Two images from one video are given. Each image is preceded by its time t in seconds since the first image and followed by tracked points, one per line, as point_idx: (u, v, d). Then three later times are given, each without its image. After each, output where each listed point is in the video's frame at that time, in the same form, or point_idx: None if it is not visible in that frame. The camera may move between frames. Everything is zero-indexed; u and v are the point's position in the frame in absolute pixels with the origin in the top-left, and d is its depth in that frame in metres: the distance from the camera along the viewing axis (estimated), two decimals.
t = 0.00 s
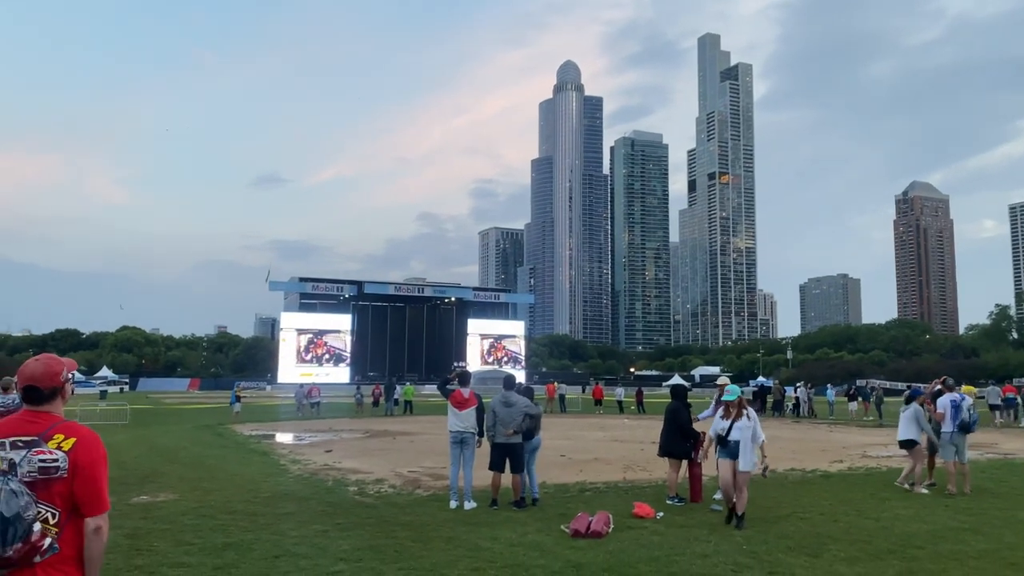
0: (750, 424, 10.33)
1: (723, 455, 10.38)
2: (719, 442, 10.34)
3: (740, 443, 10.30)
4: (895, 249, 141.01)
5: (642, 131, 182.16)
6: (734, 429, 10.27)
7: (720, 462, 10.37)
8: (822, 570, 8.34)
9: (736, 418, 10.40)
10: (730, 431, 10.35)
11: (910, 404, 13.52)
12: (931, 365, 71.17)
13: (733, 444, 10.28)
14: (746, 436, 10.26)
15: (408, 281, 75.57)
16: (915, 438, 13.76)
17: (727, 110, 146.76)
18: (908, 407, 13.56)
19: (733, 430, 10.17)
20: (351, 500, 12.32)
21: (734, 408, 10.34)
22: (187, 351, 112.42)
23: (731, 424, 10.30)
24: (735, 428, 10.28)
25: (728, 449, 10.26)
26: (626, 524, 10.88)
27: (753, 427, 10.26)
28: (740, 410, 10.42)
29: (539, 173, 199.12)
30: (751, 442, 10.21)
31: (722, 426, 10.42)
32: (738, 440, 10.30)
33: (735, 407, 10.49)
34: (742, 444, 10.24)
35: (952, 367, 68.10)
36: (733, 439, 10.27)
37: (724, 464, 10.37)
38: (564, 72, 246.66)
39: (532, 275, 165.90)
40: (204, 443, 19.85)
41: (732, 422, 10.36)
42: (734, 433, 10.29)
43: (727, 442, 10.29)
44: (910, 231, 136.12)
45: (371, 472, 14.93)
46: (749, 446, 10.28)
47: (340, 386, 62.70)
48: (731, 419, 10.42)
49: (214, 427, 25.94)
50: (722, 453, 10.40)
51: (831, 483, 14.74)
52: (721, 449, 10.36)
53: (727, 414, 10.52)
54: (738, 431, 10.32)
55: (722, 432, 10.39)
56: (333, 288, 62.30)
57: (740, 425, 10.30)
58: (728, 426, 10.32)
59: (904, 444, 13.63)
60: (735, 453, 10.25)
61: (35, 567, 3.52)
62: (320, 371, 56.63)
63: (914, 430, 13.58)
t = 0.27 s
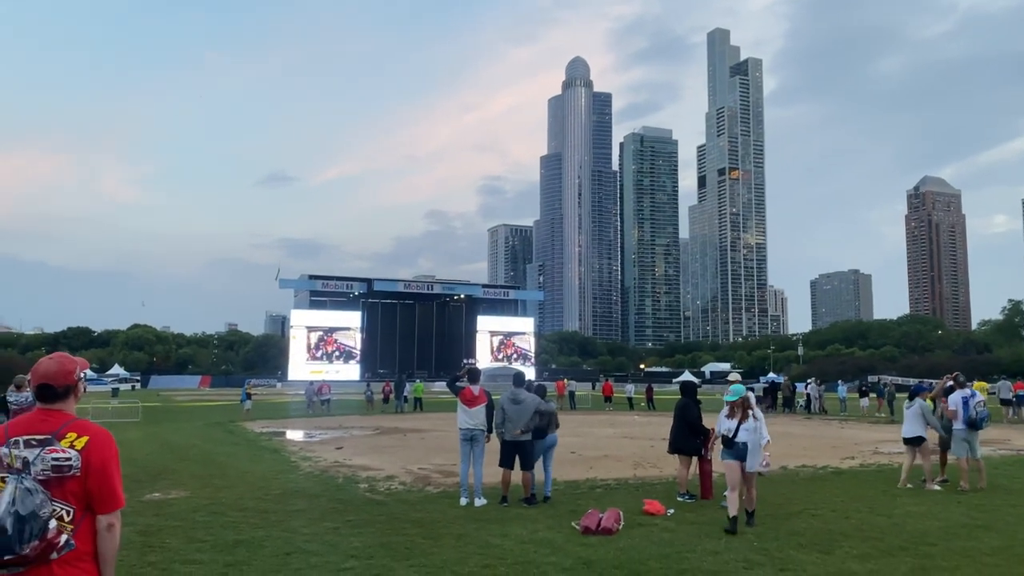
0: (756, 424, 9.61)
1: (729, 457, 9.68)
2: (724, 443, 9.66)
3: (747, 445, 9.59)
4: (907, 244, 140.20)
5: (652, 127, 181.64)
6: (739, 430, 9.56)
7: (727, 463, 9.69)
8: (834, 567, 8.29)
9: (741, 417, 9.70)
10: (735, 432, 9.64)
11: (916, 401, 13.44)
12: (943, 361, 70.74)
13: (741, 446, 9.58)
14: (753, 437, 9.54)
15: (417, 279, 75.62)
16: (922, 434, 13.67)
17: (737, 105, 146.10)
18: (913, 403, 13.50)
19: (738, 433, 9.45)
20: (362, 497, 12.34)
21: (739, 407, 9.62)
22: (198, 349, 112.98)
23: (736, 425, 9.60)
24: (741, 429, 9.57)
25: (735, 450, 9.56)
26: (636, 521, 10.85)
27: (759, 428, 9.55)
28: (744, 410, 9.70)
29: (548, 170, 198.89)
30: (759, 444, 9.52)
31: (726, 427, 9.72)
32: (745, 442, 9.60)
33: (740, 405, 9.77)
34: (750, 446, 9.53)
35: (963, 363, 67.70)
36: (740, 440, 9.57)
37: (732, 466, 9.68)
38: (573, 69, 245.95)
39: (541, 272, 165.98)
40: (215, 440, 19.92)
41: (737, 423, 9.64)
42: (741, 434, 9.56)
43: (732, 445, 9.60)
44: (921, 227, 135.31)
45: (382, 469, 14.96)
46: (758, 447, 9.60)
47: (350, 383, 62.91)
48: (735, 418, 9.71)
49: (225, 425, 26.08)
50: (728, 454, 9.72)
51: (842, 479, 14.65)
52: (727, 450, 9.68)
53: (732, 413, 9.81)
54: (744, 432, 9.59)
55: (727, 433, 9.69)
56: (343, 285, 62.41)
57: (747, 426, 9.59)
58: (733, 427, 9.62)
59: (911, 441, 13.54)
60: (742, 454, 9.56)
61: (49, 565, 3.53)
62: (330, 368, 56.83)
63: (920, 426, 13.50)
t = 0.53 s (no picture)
0: (761, 420, 9.13)
1: (733, 454, 9.22)
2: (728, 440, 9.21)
3: (751, 442, 9.12)
4: (919, 238, 139.29)
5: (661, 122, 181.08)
6: (742, 426, 9.10)
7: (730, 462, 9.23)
8: (846, 563, 8.26)
9: (745, 414, 9.24)
10: (739, 428, 9.19)
11: (918, 397, 13.49)
12: (956, 355, 70.30)
13: (744, 443, 9.13)
14: (757, 434, 9.06)
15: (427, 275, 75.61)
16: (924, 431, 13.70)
17: (747, 99, 145.37)
18: (914, 400, 13.55)
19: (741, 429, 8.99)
20: (373, 493, 12.38)
21: (743, 403, 9.15)
22: (209, 345, 113.53)
23: (740, 421, 9.14)
24: (744, 426, 9.11)
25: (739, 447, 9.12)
26: (648, 517, 10.82)
27: (763, 425, 9.08)
28: (750, 405, 9.21)
29: (558, 165, 198.67)
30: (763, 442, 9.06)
31: (729, 424, 9.27)
32: (749, 439, 9.12)
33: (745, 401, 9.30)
34: (752, 442, 9.06)
35: (977, 358, 67.26)
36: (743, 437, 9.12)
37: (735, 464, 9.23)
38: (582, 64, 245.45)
39: (551, 268, 165.89)
40: (227, 436, 20.03)
41: (741, 419, 9.17)
42: (744, 431, 9.09)
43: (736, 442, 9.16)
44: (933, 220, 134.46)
45: (393, 464, 14.99)
46: (762, 445, 9.12)
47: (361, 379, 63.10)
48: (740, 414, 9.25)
49: (237, 421, 26.23)
50: (731, 452, 9.26)
51: (854, 475, 14.59)
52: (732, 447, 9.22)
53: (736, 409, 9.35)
54: (749, 428, 9.13)
55: (730, 429, 9.25)
56: (353, 282, 62.45)
57: (751, 423, 9.11)
58: (735, 423, 9.18)
59: (913, 438, 13.58)
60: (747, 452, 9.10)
61: (66, 560, 3.57)
62: (341, 364, 57.02)
63: (923, 423, 13.53)
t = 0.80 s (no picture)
0: (764, 423, 8.73)
1: (736, 459, 8.84)
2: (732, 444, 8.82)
3: (754, 446, 8.72)
4: (926, 235, 138.79)
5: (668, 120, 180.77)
6: (745, 429, 8.69)
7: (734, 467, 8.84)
8: (855, 562, 8.23)
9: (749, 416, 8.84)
10: (741, 432, 8.80)
11: (923, 397, 13.43)
12: (965, 353, 70.07)
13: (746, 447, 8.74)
14: (760, 438, 8.65)
15: (434, 273, 75.48)
16: (928, 430, 13.66)
17: (754, 97, 145.02)
18: (919, 400, 13.49)
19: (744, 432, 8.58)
20: (381, 491, 12.40)
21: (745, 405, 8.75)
22: (217, 344, 113.85)
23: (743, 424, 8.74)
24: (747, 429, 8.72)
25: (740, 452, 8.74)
26: (654, 515, 10.81)
27: (767, 427, 8.69)
28: (755, 407, 8.84)
29: (564, 164, 198.59)
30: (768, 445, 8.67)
31: (731, 426, 8.89)
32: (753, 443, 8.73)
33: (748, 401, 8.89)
34: (755, 447, 8.67)
35: (985, 355, 67.04)
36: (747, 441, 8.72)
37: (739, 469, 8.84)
38: (588, 62, 245.15)
39: (558, 266, 165.92)
40: (235, 435, 20.06)
41: (743, 422, 8.79)
42: (747, 434, 8.70)
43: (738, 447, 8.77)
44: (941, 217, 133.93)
45: (401, 463, 15.02)
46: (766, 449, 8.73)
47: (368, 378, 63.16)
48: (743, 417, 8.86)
49: (244, 420, 26.37)
50: (736, 457, 8.86)
51: (862, 473, 14.54)
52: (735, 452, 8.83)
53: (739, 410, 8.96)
54: (752, 431, 8.73)
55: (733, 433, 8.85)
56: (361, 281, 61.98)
57: (754, 426, 8.72)
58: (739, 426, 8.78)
59: (918, 437, 13.52)
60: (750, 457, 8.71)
61: (77, 561, 3.59)
62: (349, 363, 57.13)
63: (927, 424, 13.46)
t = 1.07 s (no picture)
0: (774, 422, 8.60)
1: (742, 461, 8.55)
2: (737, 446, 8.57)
3: (762, 447, 8.52)
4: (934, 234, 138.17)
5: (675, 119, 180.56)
6: (754, 430, 8.49)
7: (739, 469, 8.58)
8: (863, 562, 8.21)
9: (758, 416, 8.64)
10: (750, 432, 8.59)
11: (926, 398, 13.35)
12: (973, 352, 69.67)
13: (754, 448, 8.51)
14: (769, 438, 8.51)
15: (440, 274, 75.63)
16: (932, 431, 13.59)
17: (760, 96, 144.42)
18: (922, 400, 13.41)
19: (754, 433, 8.37)
20: (388, 491, 12.43)
21: (757, 405, 8.55)
22: (225, 344, 114.21)
23: (752, 425, 8.54)
24: (757, 430, 8.52)
25: (748, 453, 8.49)
26: (660, 516, 10.81)
27: (776, 426, 8.58)
28: (763, 408, 8.69)
29: (570, 164, 198.56)
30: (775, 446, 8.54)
31: (738, 427, 8.65)
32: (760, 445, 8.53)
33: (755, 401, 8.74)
34: (765, 448, 8.48)
35: (994, 354, 66.65)
36: (754, 442, 8.51)
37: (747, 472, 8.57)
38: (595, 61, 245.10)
39: (564, 266, 165.91)
40: (242, 436, 20.12)
41: (752, 422, 8.59)
42: (756, 435, 8.50)
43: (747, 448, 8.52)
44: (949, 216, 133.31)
45: (408, 463, 15.04)
46: (774, 451, 8.58)
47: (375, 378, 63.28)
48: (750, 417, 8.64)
49: (252, 420, 26.39)
50: (741, 457, 8.61)
51: (870, 473, 14.49)
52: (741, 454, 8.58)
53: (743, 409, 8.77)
54: (760, 432, 8.55)
55: (739, 434, 8.63)
56: (368, 281, 62.42)
57: (763, 425, 8.56)
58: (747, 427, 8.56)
59: (919, 439, 13.45)
60: (757, 459, 8.47)
61: (90, 558, 3.62)
62: (356, 363, 57.23)
63: (932, 424, 13.38)
